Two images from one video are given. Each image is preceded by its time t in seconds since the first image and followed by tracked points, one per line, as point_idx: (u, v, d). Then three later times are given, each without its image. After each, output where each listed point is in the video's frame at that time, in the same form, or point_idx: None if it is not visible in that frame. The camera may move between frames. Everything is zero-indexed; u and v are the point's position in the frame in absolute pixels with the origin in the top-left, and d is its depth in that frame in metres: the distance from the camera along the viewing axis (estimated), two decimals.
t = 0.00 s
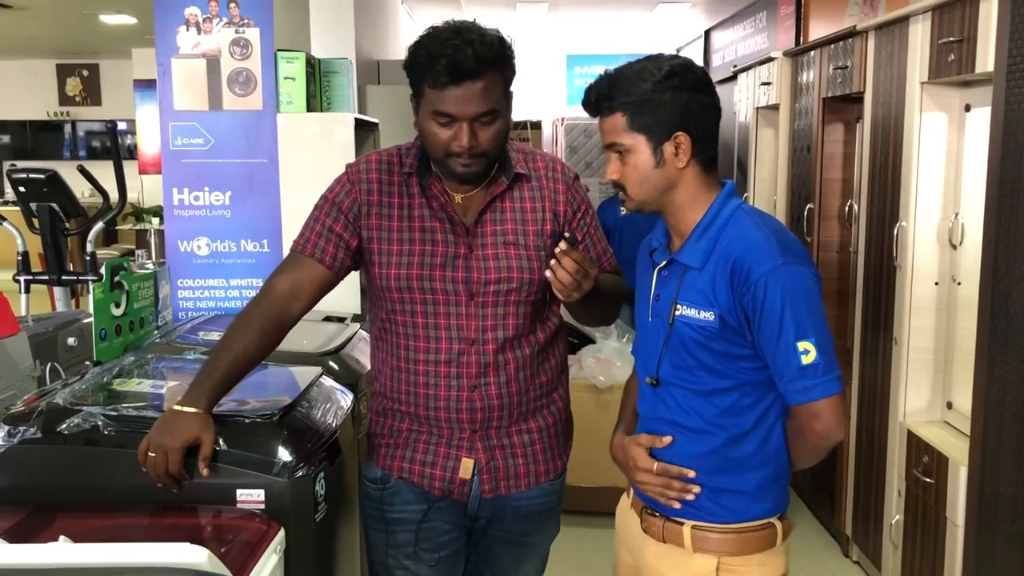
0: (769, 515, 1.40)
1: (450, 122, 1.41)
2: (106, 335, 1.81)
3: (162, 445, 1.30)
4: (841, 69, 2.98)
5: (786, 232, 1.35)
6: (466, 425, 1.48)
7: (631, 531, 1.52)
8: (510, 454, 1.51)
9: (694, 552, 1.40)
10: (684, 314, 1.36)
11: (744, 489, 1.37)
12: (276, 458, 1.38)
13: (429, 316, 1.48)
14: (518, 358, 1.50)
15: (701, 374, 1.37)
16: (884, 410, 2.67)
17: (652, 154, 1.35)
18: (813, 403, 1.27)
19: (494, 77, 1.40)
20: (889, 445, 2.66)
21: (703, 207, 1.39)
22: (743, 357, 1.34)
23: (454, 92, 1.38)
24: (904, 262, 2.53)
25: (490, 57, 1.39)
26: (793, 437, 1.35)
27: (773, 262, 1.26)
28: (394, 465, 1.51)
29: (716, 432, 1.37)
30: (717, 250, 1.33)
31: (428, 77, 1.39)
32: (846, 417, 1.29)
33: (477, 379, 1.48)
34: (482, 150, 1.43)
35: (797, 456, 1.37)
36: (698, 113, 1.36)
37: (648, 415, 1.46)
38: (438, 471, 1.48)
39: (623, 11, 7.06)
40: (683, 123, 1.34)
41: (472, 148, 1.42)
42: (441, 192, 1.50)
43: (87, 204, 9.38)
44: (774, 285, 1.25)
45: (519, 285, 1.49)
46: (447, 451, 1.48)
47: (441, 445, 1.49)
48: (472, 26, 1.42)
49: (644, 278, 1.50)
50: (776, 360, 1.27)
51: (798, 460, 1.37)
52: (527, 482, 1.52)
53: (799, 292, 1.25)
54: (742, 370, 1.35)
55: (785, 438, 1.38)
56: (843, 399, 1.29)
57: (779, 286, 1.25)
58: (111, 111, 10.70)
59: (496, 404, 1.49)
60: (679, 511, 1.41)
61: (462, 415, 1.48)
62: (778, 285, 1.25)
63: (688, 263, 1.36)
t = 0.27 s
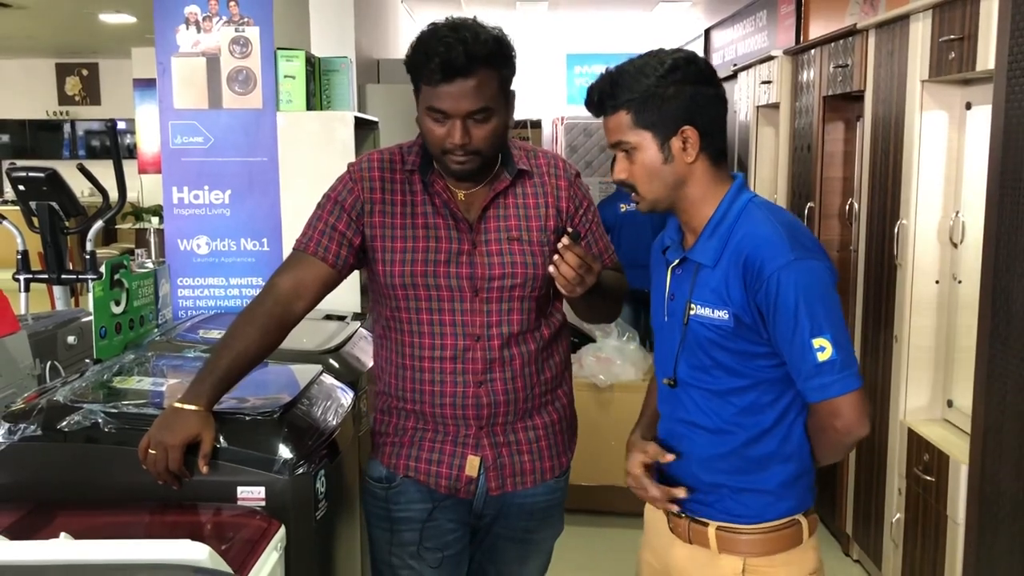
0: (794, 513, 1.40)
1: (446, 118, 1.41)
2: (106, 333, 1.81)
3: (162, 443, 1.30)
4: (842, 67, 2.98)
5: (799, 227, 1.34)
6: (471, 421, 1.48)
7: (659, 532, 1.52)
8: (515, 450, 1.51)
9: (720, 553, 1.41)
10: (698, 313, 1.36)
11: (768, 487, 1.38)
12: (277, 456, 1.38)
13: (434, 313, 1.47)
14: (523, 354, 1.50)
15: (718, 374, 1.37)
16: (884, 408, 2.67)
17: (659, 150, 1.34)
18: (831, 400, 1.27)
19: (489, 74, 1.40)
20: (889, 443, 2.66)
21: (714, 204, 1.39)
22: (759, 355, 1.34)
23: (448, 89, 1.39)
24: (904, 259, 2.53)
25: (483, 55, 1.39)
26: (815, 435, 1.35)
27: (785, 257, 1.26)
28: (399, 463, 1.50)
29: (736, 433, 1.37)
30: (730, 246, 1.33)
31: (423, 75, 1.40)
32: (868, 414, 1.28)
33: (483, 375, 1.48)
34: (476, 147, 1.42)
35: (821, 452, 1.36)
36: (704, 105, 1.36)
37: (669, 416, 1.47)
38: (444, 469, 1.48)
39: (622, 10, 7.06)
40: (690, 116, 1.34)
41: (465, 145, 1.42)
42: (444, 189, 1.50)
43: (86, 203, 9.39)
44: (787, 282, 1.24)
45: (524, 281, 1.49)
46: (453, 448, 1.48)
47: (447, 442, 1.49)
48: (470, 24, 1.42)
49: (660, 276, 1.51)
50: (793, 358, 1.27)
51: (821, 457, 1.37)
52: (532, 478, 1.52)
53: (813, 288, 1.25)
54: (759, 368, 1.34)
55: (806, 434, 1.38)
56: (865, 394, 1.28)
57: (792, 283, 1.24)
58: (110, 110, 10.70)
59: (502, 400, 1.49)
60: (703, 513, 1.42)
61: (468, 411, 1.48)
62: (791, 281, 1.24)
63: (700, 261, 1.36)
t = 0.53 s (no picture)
0: (785, 514, 1.40)
1: (438, 115, 1.41)
2: (104, 332, 1.81)
3: (160, 441, 1.30)
4: (839, 67, 2.98)
5: (806, 230, 1.34)
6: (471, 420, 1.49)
7: (649, 529, 1.53)
8: (515, 448, 1.52)
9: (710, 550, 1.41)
10: (701, 312, 1.37)
11: (757, 486, 1.38)
12: (275, 455, 1.38)
13: (433, 312, 1.47)
14: (522, 352, 1.51)
15: (716, 373, 1.38)
16: (881, 408, 2.68)
17: (668, 152, 1.35)
18: (829, 404, 1.27)
19: (481, 73, 1.40)
20: (886, 443, 2.66)
21: (720, 206, 1.39)
22: (759, 355, 1.34)
23: (439, 87, 1.39)
24: (901, 259, 2.53)
25: (474, 53, 1.39)
26: (811, 439, 1.35)
27: (790, 260, 1.26)
28: (398, 462, 1.50)
29: (727, 434, 1.38)
30: (735, 246, 1.34)
31: (416, 72, 1.40)
32: (866, 419, 1.28)
33: (483, 373, 1.48)
34: (467, 145, 1.43)
35: (813, 453, 1.37)
36: (713, 108, 1.35)
37: (665, 414, 1.47)
38: (443, 468, 1.48)
39: (620, 9, 7.06)
40: (699, 118, 1.34)
41: (455, 143, 1.42)
42: (443, 188, 1.50)
43: (83, 202, 9.39)
44: (792, 283, 1.25)
45: (523, 279, 1.49)
46: (452, 446, 1.49)
47: (447, 440, 1.49)
48: (467, 22, 1.42)
49: (663, 275, 1.51)
50: (794, 359, 1.27)
51: (816, 461, 1.37)
52: (531, 476, 1.53)
53: (817, 291, 1.25)
54: (758, 369, 1.35)
55: (800, 437, 1.38)
56: (863, 399, 1.29)
57: (797, 284, 1.25)
58: (107, 108, 10.68)
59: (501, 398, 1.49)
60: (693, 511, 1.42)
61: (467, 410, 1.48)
62: (796, 283, 1.25)
63: (706, 259, 1.37)
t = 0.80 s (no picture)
0: (763, 509, 1.41)
1: (436, 117, 1.41)
2: (103, 331, 1.80)
3: (159, 441, 1.29)
4: (838, 70, 2.99)
5: (799, 238, 1.35)
6: (471, 421, 1.49)
7: (629, 526, 1.53)
8: (515, 449, 1.52)
9: (689, 543, 1.42)
10: (691, 312, 1.37)
11: (736, 484, 1.39)
12: (275, 455, 1.38)
13: (433, 313, 1.48)
14: (521, 353, 1.51)
15: (703, 372, 1.38)
16: (879, 411, 2.69)
17: (672, 148, 1.35)
18: (815, 408, 1.28)
19: (480, 76, 1.40)
20: (884, 445, 2.67)
21: (715, 208, 1.40)
22: (746, 357, 1.35)
23: (438, 89, 1.39)
24: (900, 263, 2.54)
25: (474, 56, 1.39)
26: (793, 438, 1.36)
27: (787, 266, 1.27)
28: (398, 463, 1.51)
29: (711, 431, 1.38)
30: (728, 250, 1.34)
31: (416, 74, 1.41)
32: (848, 423, 1.31)
33: (482, 375, 1.48)
34: (465, 147, 1.43)
35: (795, 452, 1.38)
36: (722, 110, 1.37)
37: (645, 410, 1.47)
38: (443, 469, 1.48)
39: (619, 11, 7.07)
40: (707, 117, 1.35)
41: (454, 145, 1.42)
42: (442, 189, 1.50)
43: (82, 202, 9.38)
44: (787, 289, 1.26)
45: (522, 280, 1.49)
46: (453, 447, 1.49)
47: (447, 441, 1.49)
48: (465, 25, 1.42)
49: (647, 273, 1.51)
50: (783, 363, 1.28)
51: (794, 459, 1.39)
52: (531, 477, 1.53)
53: (810, 299, 1.26)
54: (744, 370, 1.36)
55: (779, 435, 1.39)
56: (847, 405, 1.30)
57: (792, 290, 1.26)
58: (104, 108, 10.67)
59: (501, 400, 1.50)
60: (675, 504, 1.43)
61: (467, 411, 1.48)
62: (791, 290, 1.26)
63: (698, 260, 1.37)
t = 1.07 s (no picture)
0: (768, 502, 1.42)
1: (439, 122, 1.42)
2: (105, 334, 1.80)
3: (162, 445, 1.30)
4: (839, 76, 3.00)
5: (798, 243, 1.36)
6: (474, 424, 1.49)
7: (631, 529, 1.53)
8: (517, 453, 1.52)
9: (698, 542, 1.42)
10: (692, 317, 1.37)
11: (741, 479, 1.40)
12: (277, 459, 1.38)
13: (435, 317, 1.48)
14: (523, 356, 1.51)
15: (705, 376, 1.38)
16: (880, 416, 2.69)
17: (665, 157, 1.35)
18: (818, 409, 1.29)
19: (485, 81, 1.40)
20: (884, 450, 2.67)
21: (712, 212, 1.40)
22: (748, 360, 1.35)
23: (442, 94, 1.39)
24: (901, 269, 2.54)
25: (479, 62, 1.39)
26: (795, 436, 1.37)
27: (787, 273, 1.27)
28: (400, 467, 1.50)
29: (716, 432, 1.38)
30: (728, 256, 1.34)
31: (421, 80, 1.41)
32: (849, 421, 1.32)
33: (485, 378, 1.48)
34: (468, 152, 1.43)
35: (797, 450, 1.39)
36: (712, 116, 1.36)
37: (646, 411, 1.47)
38: (446, 472, 1.48)
39: (619, 16, 7.08)
40: (698, 124, 1.35)
41: (458, 150, 1.43)
42: (444, 193, 1.50)
43: (82, 204, 9.38)
44: (789, 295, 1.26)
45: (524, 284, 1.49)
46: (455, 451, 1.49)
47: (450, 445, 1.49)
48: (470, 31, 1.42)
49: (645, 276, 1.51)
50: (785, 367, 1.29)
51: (796, 455, 1.40)
52: (533, 480, 1.53)
53: (811, 304, 1.27)
54: (747, 373, 1.36)
55: (780, 432, 1.40)
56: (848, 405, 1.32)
57: (793, 295, 1.26)
58: (105, 111, 10.67)
59: (504, 403, 1.50)
60: (681, 504, 1.43)
61: (470, 414, 1.48)
62: (793, 297, 1.26)
63: (697, 266, 1.37)
